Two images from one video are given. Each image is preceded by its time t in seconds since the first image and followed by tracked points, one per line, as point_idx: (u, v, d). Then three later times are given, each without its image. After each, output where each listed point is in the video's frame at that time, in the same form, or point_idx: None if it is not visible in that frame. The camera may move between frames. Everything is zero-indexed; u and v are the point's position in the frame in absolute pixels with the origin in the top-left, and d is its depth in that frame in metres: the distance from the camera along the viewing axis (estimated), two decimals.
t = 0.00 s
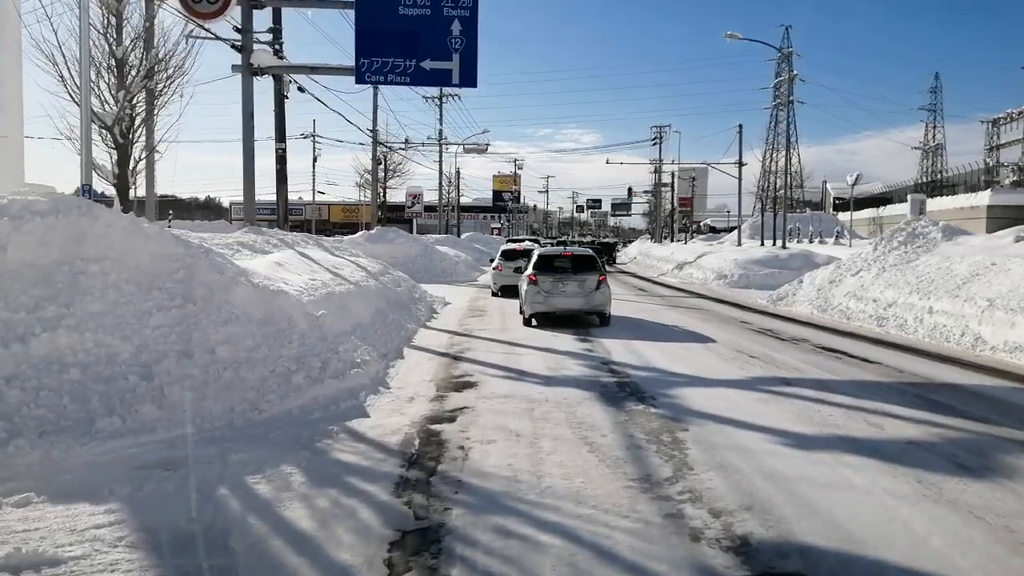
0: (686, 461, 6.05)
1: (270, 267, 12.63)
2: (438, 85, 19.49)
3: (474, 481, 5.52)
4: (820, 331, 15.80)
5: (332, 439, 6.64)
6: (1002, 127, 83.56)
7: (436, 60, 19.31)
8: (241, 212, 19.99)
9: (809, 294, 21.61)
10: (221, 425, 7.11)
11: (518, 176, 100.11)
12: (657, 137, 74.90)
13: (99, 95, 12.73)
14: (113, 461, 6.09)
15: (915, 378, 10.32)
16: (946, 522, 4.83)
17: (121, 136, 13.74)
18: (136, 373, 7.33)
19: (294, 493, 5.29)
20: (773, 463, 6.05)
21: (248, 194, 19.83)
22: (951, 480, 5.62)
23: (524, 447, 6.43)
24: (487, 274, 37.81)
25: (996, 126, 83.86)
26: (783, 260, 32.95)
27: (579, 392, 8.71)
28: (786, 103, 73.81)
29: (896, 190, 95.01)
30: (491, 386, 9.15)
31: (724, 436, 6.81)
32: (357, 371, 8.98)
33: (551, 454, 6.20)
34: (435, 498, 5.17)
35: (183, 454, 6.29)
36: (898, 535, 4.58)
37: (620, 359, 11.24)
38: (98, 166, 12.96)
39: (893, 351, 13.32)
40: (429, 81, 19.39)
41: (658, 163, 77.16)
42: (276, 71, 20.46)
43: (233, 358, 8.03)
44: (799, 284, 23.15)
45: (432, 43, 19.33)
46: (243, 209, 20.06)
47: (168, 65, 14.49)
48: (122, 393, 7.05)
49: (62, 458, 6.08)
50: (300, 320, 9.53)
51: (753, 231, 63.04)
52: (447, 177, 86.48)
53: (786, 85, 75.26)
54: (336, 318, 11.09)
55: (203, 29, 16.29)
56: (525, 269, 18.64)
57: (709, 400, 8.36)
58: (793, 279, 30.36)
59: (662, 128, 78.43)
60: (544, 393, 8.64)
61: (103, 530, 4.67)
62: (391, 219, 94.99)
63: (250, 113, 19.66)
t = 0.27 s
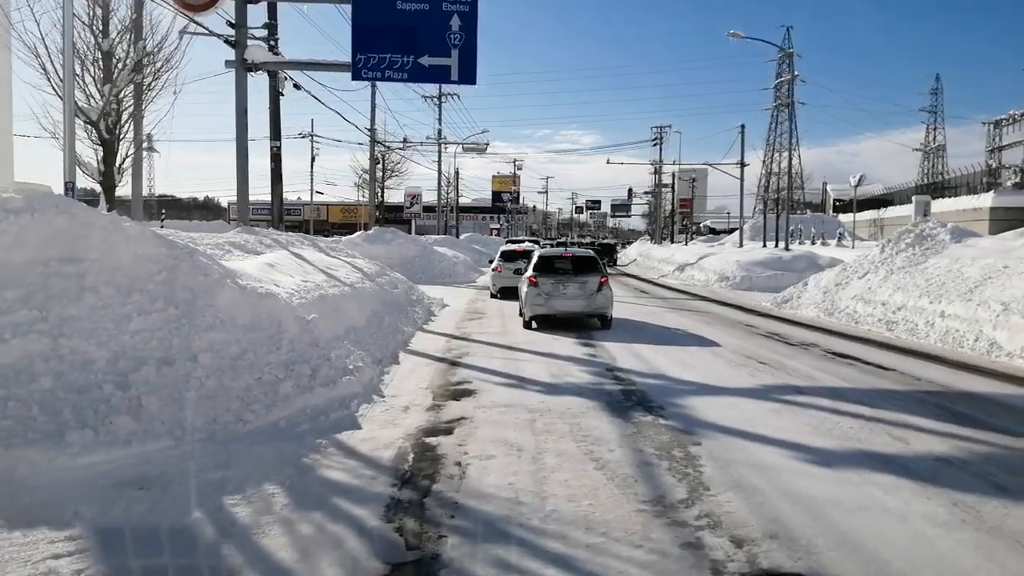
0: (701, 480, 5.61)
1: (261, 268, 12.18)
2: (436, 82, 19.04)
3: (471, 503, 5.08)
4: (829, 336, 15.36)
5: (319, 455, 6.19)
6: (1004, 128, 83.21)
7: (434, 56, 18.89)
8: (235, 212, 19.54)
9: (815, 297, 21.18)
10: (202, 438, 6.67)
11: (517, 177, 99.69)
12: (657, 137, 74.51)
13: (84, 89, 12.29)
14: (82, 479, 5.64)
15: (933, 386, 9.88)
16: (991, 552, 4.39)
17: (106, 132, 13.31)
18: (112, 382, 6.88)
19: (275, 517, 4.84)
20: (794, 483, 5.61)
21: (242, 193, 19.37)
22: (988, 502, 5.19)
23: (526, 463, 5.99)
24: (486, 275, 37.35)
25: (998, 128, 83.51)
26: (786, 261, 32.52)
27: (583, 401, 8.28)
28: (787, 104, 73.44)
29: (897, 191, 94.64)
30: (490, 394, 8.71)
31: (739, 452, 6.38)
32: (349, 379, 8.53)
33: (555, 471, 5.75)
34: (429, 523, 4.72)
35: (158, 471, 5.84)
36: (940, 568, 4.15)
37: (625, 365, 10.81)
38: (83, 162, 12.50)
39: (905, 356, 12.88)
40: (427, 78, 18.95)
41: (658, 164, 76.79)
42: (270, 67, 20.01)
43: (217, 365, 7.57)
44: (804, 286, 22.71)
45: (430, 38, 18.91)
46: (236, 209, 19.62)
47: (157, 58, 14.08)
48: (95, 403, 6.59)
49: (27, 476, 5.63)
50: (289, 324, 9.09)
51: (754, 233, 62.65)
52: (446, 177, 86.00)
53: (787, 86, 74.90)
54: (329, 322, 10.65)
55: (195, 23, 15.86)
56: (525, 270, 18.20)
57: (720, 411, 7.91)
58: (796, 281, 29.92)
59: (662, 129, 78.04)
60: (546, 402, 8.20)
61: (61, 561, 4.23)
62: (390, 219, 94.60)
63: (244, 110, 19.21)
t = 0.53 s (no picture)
0: (719, 501, 5.17)
1: (252, 269, 11.74)
2: (435, 79, 18.56)
3: (470, 528, 4.63)
4: (839, 338, 14.91)
5: (306, 471, 5.74)
6: (1006, 127, 82.78)
7: (433, 52, 18.42)
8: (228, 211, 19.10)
9: (821, 298, 20.74)
10: (182, 452, 6.23)
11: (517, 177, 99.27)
12: (658, 136, 74.09)
13: (68, 83, 11.85)
14: (47, 500, 5.19)
15: (954, 393, 9.42)
16: None
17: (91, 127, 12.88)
18: (86, 391, 6.43)
19: (253, 545, 4.40)
20: (820, 503, 5.16)
21: (236, 192, 18.91)
22: None
23: (529, 480, 5.54)
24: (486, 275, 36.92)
25: (1000, 127, 83.07)
26: (790, 261, 32.08)
27: (588, 410, 7.84)
28: (788, 103, 73.01)
29: (899, 191, 94.23)
30: (490, 402, 8.27)
31: (757, 467, 5.95)
32: (341, 387, 8.08)
33: (560, 490, 5.30)
34: (423, 552, 4.28)
35: (131, 491, 5.39)
36: None
37: (631, 370, 10.37)
38: (67, 159, 12.05)
39: (920, 360, 12.43)
40: (426, 74, 18.47)
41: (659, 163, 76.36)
42: (265, 64, 19.57)
43: (200, 373, 7.13)
44: (810, 287, 22.28)
45: (429, 34, 18.44)
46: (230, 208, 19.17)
47: (144, 53, 13.68)
48: (67, 415, 6.14)
49: None
50: (279, 329, 8.64)
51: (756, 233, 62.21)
52: (446, 177, 85.56)
53: (788, 85, 74.46)
54: (322, 326, 10.20)
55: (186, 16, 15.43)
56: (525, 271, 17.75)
57: (734, 421, 7.46)
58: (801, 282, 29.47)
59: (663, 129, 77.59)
60: (549, 411, 7.76)
61: None
62: (389, 220, 94.18)
63: (238, 107, 18.77)
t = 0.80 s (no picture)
0: (740, 524, 4.74)
1: (243, 269, 11.29)
2: (434, 75, 18.11)
3: (468, 557, 4.19)
4: (849, 341, 14.48)
5: (291, 491, 5.31)
6: (1009, 127, 82.40)
7: (431, 47, 17.99)
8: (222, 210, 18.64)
9: (828, 299, 20.30)
10: (159, 467, 5.78)
11: (516, 176, 98.83)
12: (659, 136, 73.65)
13: (52, 74, 11.39)
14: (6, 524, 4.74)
15: (976, 400, 8.99)
16: None
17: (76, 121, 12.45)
18: (56, 401, 5.97)
19: None
20: (851, 527, 4.73)
21: (229, 189, 18.44)
22: None
23: (532, 500, 5.10)
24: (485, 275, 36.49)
25: (1003, 127, 82.70)
26: (794, 262, 31.65)
27: (594, 419, 7.40)
28: (790, 103, 72.63)
29: (900, 191, 93.87)
30: (490, 411, 7.83)
31: (779, 485, 5.51)
32: (332, 394, 7.64)
33: (567, 512, 4.87)
34: None
35: (100, 513, 4.95)
36: None
37: (637, 375, 9.94)
38: (50, 154, 11.58)
39: (935, 364, 12.00)
40: (424, 70, 18.01)
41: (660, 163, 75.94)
42: (260, 59, 19.11)
43: (181, 380, 6.68)
44: (816, 288, 21.84)
45: (427, 28, 18.01)
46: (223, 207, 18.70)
47: (133, 45, 13.27)
48: (35, 427, 5.69)
49: None
50: (268, 333, 8.19)
51: (757, 233, 61.77)
52: (445, 176, 85.03)
53: (789, 84, 74.02)
54: (314, 329, 9.75)
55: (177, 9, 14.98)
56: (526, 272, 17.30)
57: (750, 432, 7.03)
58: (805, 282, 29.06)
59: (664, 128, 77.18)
60: (553, 421, 7.32)
61: None
62: (388, 219, 93.80)
63: (232, 103, 18.32)
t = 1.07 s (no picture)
0: (765, 550, 4.32)
1: (233, 272, 10.86)
2: (432, 71, 17.70)
3: None
4: (860, 343, 14.05)
5: (275, 514, 4.89)
6: (1012, 124, 81.89)
7: (429, 42, 17.58)
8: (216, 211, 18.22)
9: (836, 299, 19.86)
10: (134, 488, 5.36)
11: (516, 176, 98.43)
12: (660, 134, 73.18)
13: (33, 70, 10.98)
14: None
15: (1001, 405, 8.56)
16: None
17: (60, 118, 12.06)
18: (25, 416, 5.55)
19: None
20: (887, 553, 4.31)
21: (223, 190, 18.02)
22: None
23: (536, 523, 4.69)
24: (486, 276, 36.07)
25: (1005, 123, 82.21)
26: (799, 261, 31.20)
27: (601, 430, 6.98)
28: (791, 100, 72.18)
29: (902, 189, 93.38)
30: (491, 420, 7.40)
31: (803, 504, 5.09)
32: (324, 404, 7.22)
33: (575, 537, 4.45)
34: None
35: (66, 540, 4.54)
36: None
37: (644, 380, 9.51)
38: (33, 153, 11.17)
39: (953, 367, 11.57)
40: (422, 66, 17.59)
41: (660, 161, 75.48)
42: (254, 56, 18.69)
43: (160, 392, 6.26)
44: (823, 287, 21.40)
45: (424, 24, 17.59)
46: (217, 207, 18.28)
47: (118, 40, 12.88)
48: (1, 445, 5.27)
49: None
50: (256, 340, 7.76)
51: (759, 232, 61.32)
52: (445, 176, 84.54)
53: (791, 82, 73.55)
54: (306, 335, 9.33)
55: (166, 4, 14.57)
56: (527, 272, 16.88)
57: (767, 443, 6.61)
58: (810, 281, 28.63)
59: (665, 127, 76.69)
60: (557, 432, 6.90)
61: None
62: (388, 220, 93.40)
63: (225, 101, 17.89)
